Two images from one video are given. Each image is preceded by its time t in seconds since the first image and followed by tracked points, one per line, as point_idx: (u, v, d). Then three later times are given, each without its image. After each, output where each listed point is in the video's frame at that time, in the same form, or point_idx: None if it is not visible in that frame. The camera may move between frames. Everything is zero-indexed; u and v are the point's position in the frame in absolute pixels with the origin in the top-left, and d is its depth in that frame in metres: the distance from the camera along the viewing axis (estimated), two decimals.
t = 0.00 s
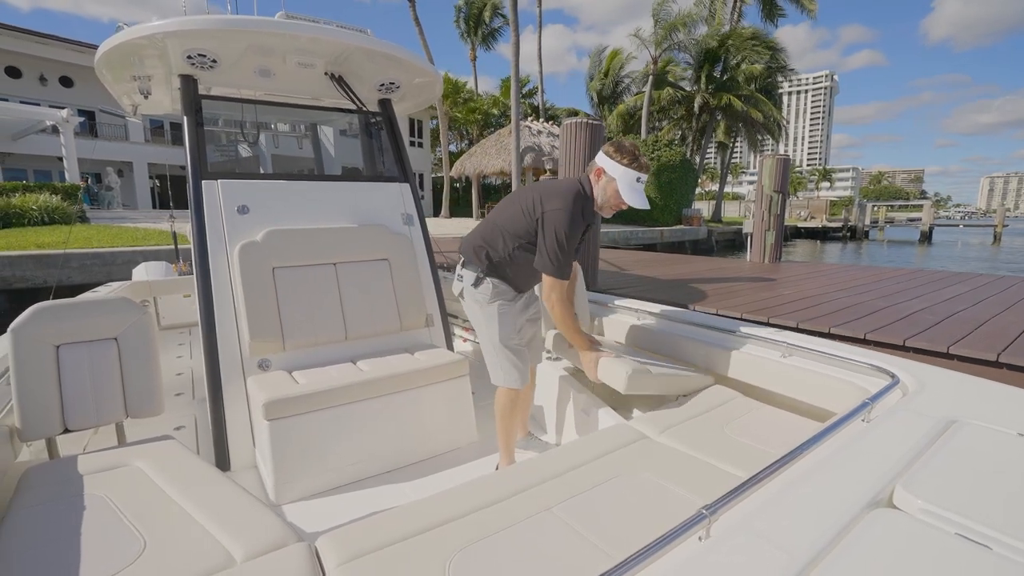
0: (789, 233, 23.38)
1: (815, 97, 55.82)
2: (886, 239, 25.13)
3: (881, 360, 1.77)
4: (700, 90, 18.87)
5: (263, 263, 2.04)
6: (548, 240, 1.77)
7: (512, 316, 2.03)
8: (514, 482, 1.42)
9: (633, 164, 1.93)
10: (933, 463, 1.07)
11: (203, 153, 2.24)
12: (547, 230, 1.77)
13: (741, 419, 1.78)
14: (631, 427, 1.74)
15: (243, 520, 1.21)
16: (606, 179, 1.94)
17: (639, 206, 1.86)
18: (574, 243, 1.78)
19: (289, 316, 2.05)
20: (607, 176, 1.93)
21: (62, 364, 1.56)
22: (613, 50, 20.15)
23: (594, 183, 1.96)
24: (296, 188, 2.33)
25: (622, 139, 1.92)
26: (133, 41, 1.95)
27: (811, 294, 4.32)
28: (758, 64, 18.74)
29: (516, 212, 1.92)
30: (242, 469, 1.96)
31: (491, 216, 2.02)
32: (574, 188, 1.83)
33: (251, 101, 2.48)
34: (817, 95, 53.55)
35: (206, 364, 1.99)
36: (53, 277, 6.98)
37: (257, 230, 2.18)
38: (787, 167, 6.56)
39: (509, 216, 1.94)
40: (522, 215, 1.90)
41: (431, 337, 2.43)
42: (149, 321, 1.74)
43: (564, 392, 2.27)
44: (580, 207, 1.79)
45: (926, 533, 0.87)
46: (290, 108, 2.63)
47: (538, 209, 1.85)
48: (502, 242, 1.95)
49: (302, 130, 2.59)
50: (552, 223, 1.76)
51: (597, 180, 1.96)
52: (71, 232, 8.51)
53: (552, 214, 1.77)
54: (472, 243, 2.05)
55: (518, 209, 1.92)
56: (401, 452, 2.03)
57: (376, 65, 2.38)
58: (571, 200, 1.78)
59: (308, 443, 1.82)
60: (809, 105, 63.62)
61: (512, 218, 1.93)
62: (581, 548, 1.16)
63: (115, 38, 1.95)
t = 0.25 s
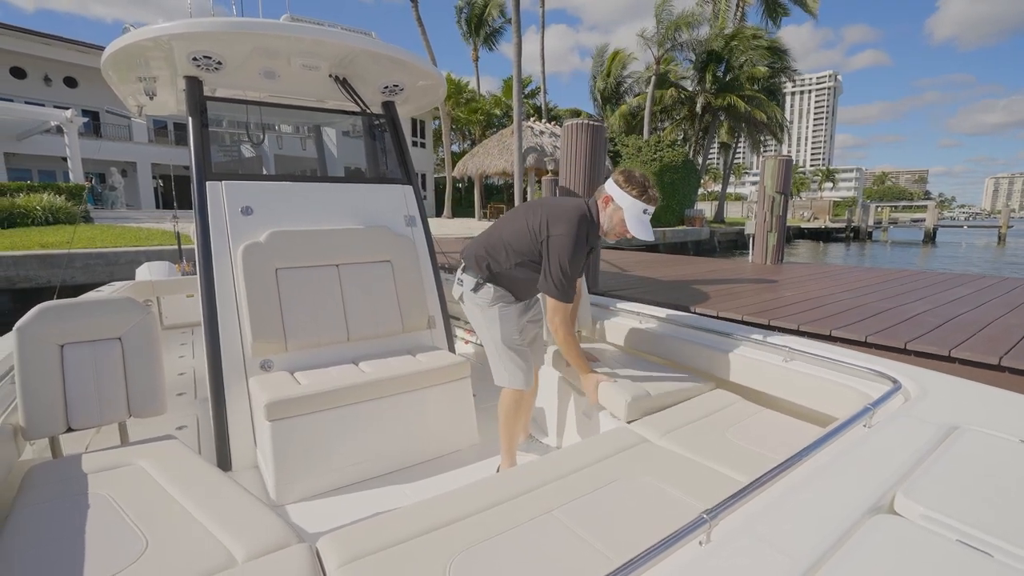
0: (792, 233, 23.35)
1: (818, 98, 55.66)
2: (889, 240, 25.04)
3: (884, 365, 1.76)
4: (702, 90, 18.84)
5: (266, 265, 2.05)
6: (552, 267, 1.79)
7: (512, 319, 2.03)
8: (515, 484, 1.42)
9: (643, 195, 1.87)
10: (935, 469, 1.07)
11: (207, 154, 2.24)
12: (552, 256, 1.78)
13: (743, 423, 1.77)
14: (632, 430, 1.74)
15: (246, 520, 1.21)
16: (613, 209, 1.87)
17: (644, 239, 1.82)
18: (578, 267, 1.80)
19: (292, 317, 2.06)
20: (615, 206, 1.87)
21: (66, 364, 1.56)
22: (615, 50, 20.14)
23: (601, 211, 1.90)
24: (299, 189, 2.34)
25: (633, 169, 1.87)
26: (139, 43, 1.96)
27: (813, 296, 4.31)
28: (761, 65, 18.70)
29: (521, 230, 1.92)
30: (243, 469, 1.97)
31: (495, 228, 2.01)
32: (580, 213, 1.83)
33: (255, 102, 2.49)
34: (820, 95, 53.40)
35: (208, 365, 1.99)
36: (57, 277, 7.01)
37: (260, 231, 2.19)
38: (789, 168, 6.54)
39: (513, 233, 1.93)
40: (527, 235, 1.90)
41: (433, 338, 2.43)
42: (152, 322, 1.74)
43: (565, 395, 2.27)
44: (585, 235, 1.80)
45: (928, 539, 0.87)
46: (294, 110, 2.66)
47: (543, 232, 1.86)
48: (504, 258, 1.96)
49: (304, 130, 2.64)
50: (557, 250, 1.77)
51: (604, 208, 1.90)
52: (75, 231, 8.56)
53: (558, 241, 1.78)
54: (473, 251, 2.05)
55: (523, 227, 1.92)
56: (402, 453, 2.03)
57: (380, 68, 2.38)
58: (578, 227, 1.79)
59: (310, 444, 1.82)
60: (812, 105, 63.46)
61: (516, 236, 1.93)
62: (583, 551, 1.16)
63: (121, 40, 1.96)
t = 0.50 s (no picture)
0: (796, 234, 23.22)
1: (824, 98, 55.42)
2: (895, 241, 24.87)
3: (888, 370, 1.75)
4: (707, 91, 18.78)
5: (269, 266, 2.05)
6: (552, 284, 1.79)
7: (513, 321, 2.03)
8: (517, 487, 1.42)
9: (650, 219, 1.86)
10: (940, 476, 1.06)
11: (211, 154, 2.25)
12: (552, 274, 1.78)
13: (746, 427, 1.76)
14: (635, 434, 1.73)
15: (247, 521, 1.21)
16: (619, 229, 1.86)
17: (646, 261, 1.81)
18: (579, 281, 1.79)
19: (295, 318, 2.06)
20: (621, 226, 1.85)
21: (70, 364, 1.57)
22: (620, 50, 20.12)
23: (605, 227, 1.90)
24: (302, 190, 2.34)
25: (642, 191, 1.86)
26: (145, 44, 1.97)
27: (817, 299, 4.28)
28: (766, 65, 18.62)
29: (523, 242, 1.91)
30: (245, 470, 1.97)
31: (498, 236, 2.00)
32: (584, 229, 1.81)
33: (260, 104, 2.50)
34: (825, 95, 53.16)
35: (211, 365, 2.00)
36: (63, 277, 7.04)
37: (263, 232, 2.19)
38: (793, 170, 6.51)
39: (516, 244, 1.93)
40: (529, 248, 1.90)
41: (435, 340, 2.43)
42: (155, 323, 1.75)
43: (567, 398, 2.27)
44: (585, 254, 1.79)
45: (932, 545, 0.86)
46: (300, 111, 2.70)
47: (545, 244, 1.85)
48: (507, 267, 1.97)
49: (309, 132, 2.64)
50: (558, 268, 1.77)
51: (609, 227, 1.89)
52: (81, 232, 8.61)
53: (560, 257, 1.77)
54: (476, 256, 2.06)
55: (526, 240, 1.90)
56: (403, 455, 2.03)
57: (385, 70, 2.38)
58: (579, 245, 1.77)
59: (312, 445, 1.82)
60: (817, 106, 63.17)
61: (519, 247, 1.92)
62: (583, 554, 1.16)
63: (127, 41, 1.97)
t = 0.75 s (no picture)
0: (800, 235, 23.15)
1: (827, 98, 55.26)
2: (899, 242, 24.77)
3: (891, 372, 1.74)
4: (710, 91, 18.74)
5: (271, 267, 2.05)
6: (554, 276, 1.76)
7: (517, 323, 2.02)
8: (517, 489, 1.41)
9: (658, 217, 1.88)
10: (943, 479, 1.05)
11: (213, 155, 2.25)
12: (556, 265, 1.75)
13: (747, 429, 1.76)
14: (637, 435, 1.73)
15: (247, 523, 1.21)
16: (627, 226, 1.86)
17: (657, 256, 1.80)
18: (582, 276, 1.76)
19: (296, 320, 2.06)
20: (630, 224, 1.86)
21: (71, 365, 1.57)
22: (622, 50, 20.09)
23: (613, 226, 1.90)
24: (304, 191, 2.34)
25: (648, 188, 1.88)
26: (147, 45, 1.97)
27: (820, 301, 4.27)
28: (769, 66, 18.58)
29: (529, 238, 1.90)
30: (246, 471, 1.97)
31: (504, 233, 2.00)
32: (591, 225, 1.80)
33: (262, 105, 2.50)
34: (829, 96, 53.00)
35: (213, 366, 2.00)
36: (66, 277, 7.07)
37: (265, 233, 2.19)
38: (795, 171, 6.49)
39: (522, 239, 1.92)
40: (535, 243, 1.89)
41: (436, 341, 2.43)
42: (156, 324, 1.75)
43: (569, 400, 2.26)
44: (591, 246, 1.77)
45: (934, 549, 0.85)
46: (301, 112, 2.68)
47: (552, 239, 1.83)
48: (512, 263, 1.95)
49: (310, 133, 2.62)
50: (562, 261, 1.74)
51: (618, 226, 1.89)
52: (84, 233, 8.64)
53: (565, 251, 1.75)
54: (481, 253, 2.05)
55: (532, 235, 1.90)
56: (404, 457, 2.02)
57: (386, 71, 2.38)
58: (586, 239, 1.76)
59: (312, 447, 1.82)
60: (821, 106, 62.97)
61: (525, 243, 1.91)
62: (584, 556, 1.15)
63: (129, 42, 1.97)
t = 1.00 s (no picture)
0: (803, 236, 23.08)
1: (830, 98, 55.13)
2: (903, 243, 24.66)
3: (893, 370, 1.73)
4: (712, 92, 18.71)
5: (272, 265, 2.05)
6: (585, 286, 1.77)
7: (521, 323, 2.01)
8: (519, 487, 1.41)
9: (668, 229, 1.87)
10: (947, 476, 1.04)
11: (215, 155, 2.26)
12: (581, 276, 1.77)
13: (750, 428, 1.75)
14: (639, 433, 1.72)
15: (248, 521, 1.21)
16: (639, 239, 1.85)
17: (667, 268, 1.78)
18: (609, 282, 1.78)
19: (297, 318, 2.06)
20: (642, 236, 1.84)
21: (72, 363, 1.57)
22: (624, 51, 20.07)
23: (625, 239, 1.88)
24: (306, 189, 2.34)
25: (659, 201, 1.87)
26: (148, 45, 1.98)
27: (822, 301, 4.25)
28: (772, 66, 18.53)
29: (543, 248, 1.91)
30: (247, 470, 1.97)
31: (514, 242, 1.99)
32: (606, 235, 1.82)
33: (262, 104, 2.50)
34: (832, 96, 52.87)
35: (214, 365, 2.00)
36: (69, 277, 7.09)
37: (266, 232, 2.19)
38: (797, 171, 6.47)
39: (536, 249, 1.92)
40: (551, 255, 1.89)
41: (437, 340, 2.43)
42: (157, 322, 1.75)
43: (571, 398, 2.25)
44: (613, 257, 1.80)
45: (937, 547, 0.84)
46: (301, 111, 2.67)
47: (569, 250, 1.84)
48: (527, 273, 1.95)
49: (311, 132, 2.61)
50: (589, 270, 1.75)
51: (629, 238, 1.87)
52: (87, 233, 8.67)
53: (590, 260, 1.76)
54: (491, 263, 2.03)
55: (547, 245, 1.90)
56: (405, 456, 2.02)
57: (386, 70, 2.38)
58: (607, 249, 1.79)
59: (313, 446, 1.82)
60: (824, 106, 62.81)
61: (541, 255, 1.91)
62: (586, 556, 1.14)
63: (129, 41, 1.98)
